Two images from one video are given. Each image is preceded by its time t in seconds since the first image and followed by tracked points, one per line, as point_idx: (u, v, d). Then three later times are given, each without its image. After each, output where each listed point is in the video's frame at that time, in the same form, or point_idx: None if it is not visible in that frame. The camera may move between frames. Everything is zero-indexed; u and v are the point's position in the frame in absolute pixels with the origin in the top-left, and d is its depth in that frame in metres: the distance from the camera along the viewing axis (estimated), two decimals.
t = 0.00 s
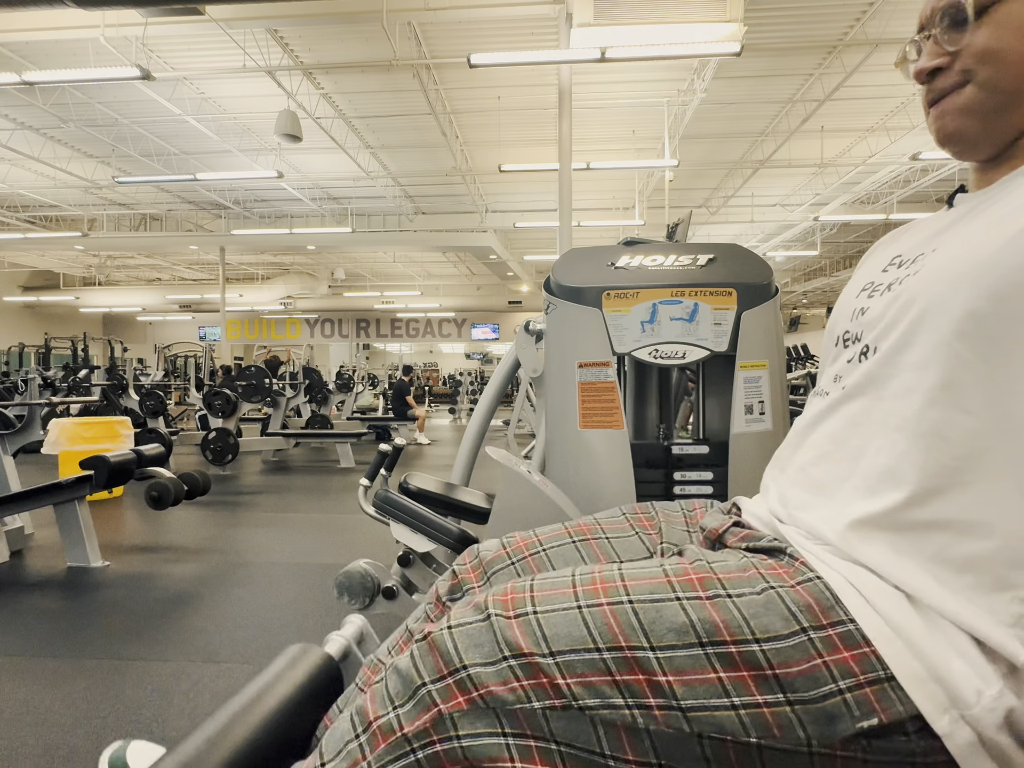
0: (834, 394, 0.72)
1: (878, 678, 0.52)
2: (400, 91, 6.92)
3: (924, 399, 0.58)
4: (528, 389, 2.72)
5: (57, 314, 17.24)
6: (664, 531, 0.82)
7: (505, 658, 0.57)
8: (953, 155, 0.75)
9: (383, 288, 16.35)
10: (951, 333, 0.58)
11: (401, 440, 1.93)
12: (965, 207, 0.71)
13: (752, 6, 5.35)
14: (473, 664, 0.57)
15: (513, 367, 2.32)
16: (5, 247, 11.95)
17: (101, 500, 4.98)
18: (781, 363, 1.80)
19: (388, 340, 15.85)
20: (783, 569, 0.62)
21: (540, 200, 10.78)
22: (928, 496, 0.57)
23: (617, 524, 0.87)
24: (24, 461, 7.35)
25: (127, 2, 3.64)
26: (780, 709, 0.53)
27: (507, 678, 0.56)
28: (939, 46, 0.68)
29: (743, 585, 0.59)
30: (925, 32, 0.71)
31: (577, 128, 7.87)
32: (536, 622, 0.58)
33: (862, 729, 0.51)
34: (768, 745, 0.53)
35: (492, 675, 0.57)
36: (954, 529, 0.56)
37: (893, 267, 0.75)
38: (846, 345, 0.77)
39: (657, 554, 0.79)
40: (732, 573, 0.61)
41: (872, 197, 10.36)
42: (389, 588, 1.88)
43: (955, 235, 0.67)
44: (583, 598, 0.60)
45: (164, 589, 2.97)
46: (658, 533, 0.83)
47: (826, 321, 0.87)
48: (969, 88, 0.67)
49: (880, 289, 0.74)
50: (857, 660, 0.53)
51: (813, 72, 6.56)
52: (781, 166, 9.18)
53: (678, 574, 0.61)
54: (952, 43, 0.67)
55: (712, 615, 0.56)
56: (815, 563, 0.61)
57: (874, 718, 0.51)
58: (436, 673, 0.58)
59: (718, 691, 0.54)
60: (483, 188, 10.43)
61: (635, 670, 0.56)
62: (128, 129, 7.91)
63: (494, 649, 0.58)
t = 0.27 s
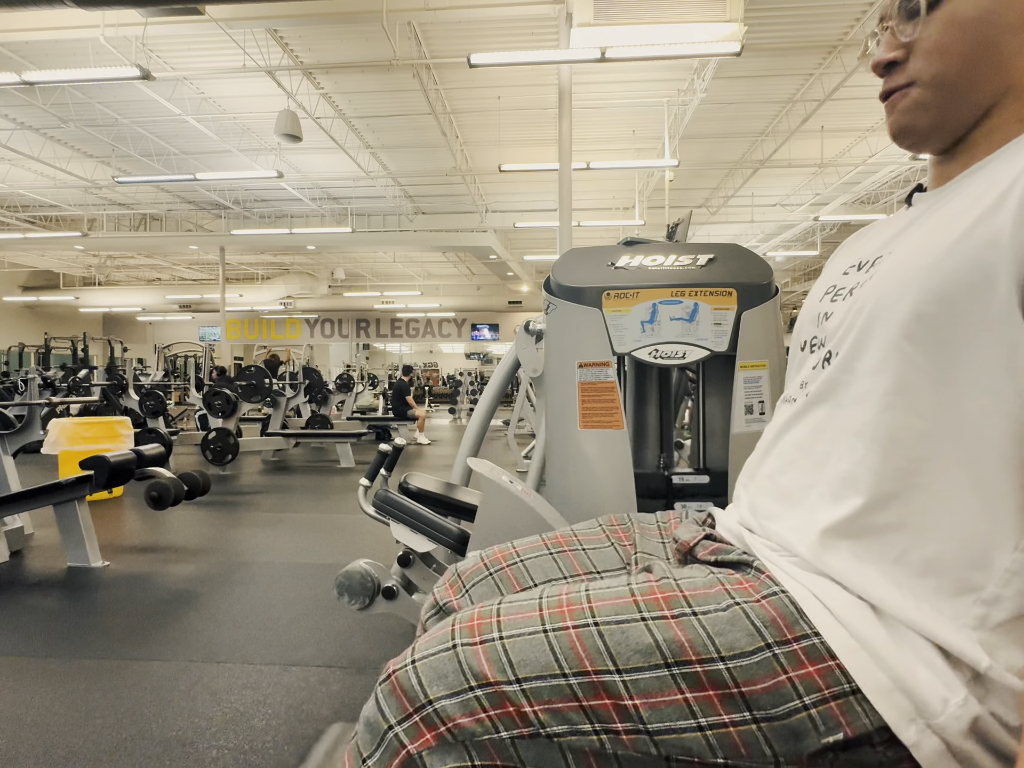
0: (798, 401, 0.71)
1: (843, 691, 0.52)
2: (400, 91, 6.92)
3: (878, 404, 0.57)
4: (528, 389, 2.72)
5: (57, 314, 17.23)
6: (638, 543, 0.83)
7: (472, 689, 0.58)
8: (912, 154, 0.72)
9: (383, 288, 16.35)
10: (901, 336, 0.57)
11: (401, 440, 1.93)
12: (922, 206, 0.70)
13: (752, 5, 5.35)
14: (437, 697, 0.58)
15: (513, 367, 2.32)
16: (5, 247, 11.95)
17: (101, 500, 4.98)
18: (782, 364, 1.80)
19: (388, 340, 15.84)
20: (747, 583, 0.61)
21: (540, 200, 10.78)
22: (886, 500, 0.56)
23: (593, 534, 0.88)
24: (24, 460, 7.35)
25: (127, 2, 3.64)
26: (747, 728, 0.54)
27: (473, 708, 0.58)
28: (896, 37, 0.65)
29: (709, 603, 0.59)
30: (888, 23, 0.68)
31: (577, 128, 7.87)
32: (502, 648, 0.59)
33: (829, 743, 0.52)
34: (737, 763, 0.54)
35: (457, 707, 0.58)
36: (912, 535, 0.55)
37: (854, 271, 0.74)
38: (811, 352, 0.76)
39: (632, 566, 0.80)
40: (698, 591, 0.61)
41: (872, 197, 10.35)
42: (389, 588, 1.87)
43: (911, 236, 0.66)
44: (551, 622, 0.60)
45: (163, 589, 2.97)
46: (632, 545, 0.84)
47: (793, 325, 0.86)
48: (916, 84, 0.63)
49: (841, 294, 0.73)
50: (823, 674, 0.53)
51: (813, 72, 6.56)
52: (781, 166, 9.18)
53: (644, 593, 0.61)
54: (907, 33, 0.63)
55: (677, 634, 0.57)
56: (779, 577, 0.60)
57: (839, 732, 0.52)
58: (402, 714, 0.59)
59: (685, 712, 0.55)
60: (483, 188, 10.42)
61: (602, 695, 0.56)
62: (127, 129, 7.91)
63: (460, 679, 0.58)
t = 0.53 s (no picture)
0: (785, 403, 0.71)
1: (828, 698, 0.52)
2: (400, 92, 6.92)
3: (864, 406, 0.57)
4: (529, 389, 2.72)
5: (57, 314, 17.22)
6: (626, 545, 0.82)
7: (457, 700, 0.58)
8: (899, 159, 0.71)
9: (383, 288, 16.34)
10: (883, 340, 0.57)
11: (401, 439, 1.93)
12: (907, 207, 0.69)
13: (752, 5, 5.35)
14: (421, 710, 0.58)
15: (513, 367, 2.32)
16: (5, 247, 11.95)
17: (101, 500, 4.97)
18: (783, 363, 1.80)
19: (388, 340, 15.85)
20: (735, 588, 0.61)
21: (540, 200, 10.78)
22: (870, 505, 0.56)
23: (583, 536, 0.88)
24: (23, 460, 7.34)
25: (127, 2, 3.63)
26: (734, 736, 0.54)
27: (457, 719, 0.58)
28: (879, 38, 0.65)
29: (695, 609, 0.59)
30: (873, 25, 0.68)
31: (577, 128, 7.88)
32: (487, 658, 0.59)
33: (815, 751, 0.52)
34: None
35: (441, 719, 0.58)
36: (896, 538, 0.55)
37: (840, 272, 0.74)
38: (799, 355, 0.75)
39: (620, 570, 0.80)
40: (685, 597, 0.61)
41: (872, 197, 10.36)
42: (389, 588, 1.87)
43: (894, 238, 0.65)
44: (536, 632, 0.60)
45: (163, 589, 2.97)
46: (621, 547, 0.84)
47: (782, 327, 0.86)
48: (898, 82, 0.63)
49: (828, 295, 0.73)
50: (809, 681, 0.53)
51: (813, 72, 6.56)
52: (781, 166, 9.18)
53: (631, 601, 0.61)
54: (889, 33, 0.64)
55: (664, 643, 0.57)
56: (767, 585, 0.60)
57: (825, 739, 0.52)
58: (387, 727, 0.59)
59: (671, 721, 0.55)
60: (483, 189, 10.43)
61: (588, 705, 0.56)
62: (127, 129, 7.91)
63: (443, 690, 0.59)
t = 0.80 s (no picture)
0: (775, 402, 0.71)
1: (825, 699, 0.52)
2: (400, 92, 6.92)
3: (853, 404, 0.57)
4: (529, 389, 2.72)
5: (57, 314, 17.22)
6: (623, 546, 0.82)
7: (451, 701, 0.58)
8: (894, 162, 0.71)
9: (383, 288, 16.34)
10: (871, 338, 0.57)
11: (401, 439, 1.93)
12: (900, 206, 0.69)
13: (752, 5, 5.35)
14: (417, 711, 0.58)
15: (513, 367, 2.32)
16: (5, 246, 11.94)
17: (101, 500, 4.97)
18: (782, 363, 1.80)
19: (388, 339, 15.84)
20: (731, 590, 0.61)
21: (540, 200, 10.78)
22: (859, 501, 0.56)
23: (580, 537, 0.88)
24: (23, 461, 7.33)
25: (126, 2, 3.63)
26: (729, 737, 0.54)
27: (452, 720, 0.58)
28: (872, 43, 0.65)
29: (691, 612, 0.59)
30: (865, 29, 0.68)
31: (577, 128, 7.88)
32: (482, 659, 0.59)
33: (811, 752, 0.52)
34: None
35: (436, 721, 0.58)
36: (887, 535, 0.55)
37: (832, 271, 0.74)
38: (789, 353, 0.75)
39: (617, 571, 0.79)
40: (681, 598, 0.60)
41: (872, 197, 10.36)
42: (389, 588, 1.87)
43: (885, 237, 0.65)
44: (532, 633, 0.60)
45: (164, 589, 2.97)
46: (618, 548, 0.83)
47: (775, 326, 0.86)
48: (892, 87, 0.63)
49: (820, 293, 0.73)
50: (803, 682, 0.53)
51: (813, 72, 6.56)
52: (781, 166, 9.18)
53: (626, 601, 0.61)
54: (882, 37, 0.63)
55: (658, 644, 0.57)
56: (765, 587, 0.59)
57: (822, 740, 0.52)
58: (381, 730, 0.59)
59: (667, 722, 0.55)
60: (483, 188, 10.43)
61: (584, 706, 0.56)
62: (127, 129, 7.91)
63: (438, 691, 0.59)
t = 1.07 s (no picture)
0: (771, 398, 0.71)
1: (819, 697, 0.52)
2: (400, 91, 6.92)
3: (846, 400, 0.57)
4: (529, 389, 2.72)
5: (57, 314, 17.22)
6: (620, 545, 0.81)
7: (447, 699, 0.58)
8: (892, 161, 0.71)
9: (383, 288, 16.34)
10: (866, 333, 0.57)
11: (401, 439, 1.93)
12: (894, 205, 0.69)
13: (751, 5, 5.35)
14: (413, 710, 0.58)
15: (513, 367, 2.32)
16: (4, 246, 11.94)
17: (101, 500, 4.97)
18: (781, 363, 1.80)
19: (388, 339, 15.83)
20: (726, 588, 0.61)
21: (540, 200, 10.78)
22: (852, 496, 0.56)
23: (577, 536, 0.88)
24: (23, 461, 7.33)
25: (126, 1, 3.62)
26: (724, 735, 0.54)
27: (447, 718, 0.58)
28: (870, 47, 0.65)
29: (686, 610, 0.58)
30: (863, 32, 0.67)
31: (577, 128, 7.88)
32: (477, 659, 0.59)
33: (805, 750, 0.52)
34: None
35: (431, 718, 0.58)
36: (880, 531, 0.55)
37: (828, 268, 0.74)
38: (784, 349, 0.75)
39: (614, 570, 0.79)
40: (676, 597, 0.60)
41: (872, 197, 10.36)
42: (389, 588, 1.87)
43: (879, 233, 0.65)
44: (527, 632, 0.60)
45: (164, 589, 2.97)
46: (615, 547, 0.83)
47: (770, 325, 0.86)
48: (892, 89, 0.63)
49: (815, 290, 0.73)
50: (798, 680, 0.53)
51: (813, 72, 6.56)
52: (781, 166, 9.17)
53: (622, 600, 0.61)
54: (880, 42, 0.63)
55: (654, 642, 0.56)
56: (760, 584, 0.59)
57: (816, 738, 0.52)
58: (377, 730, 0.59)
59: (662, 720, 0.55)
60: (483, 188, 10.43)
61: (580, 704, 0.56)
62: (127, 129, 7.91)
63: (434, 689, 0.59)
